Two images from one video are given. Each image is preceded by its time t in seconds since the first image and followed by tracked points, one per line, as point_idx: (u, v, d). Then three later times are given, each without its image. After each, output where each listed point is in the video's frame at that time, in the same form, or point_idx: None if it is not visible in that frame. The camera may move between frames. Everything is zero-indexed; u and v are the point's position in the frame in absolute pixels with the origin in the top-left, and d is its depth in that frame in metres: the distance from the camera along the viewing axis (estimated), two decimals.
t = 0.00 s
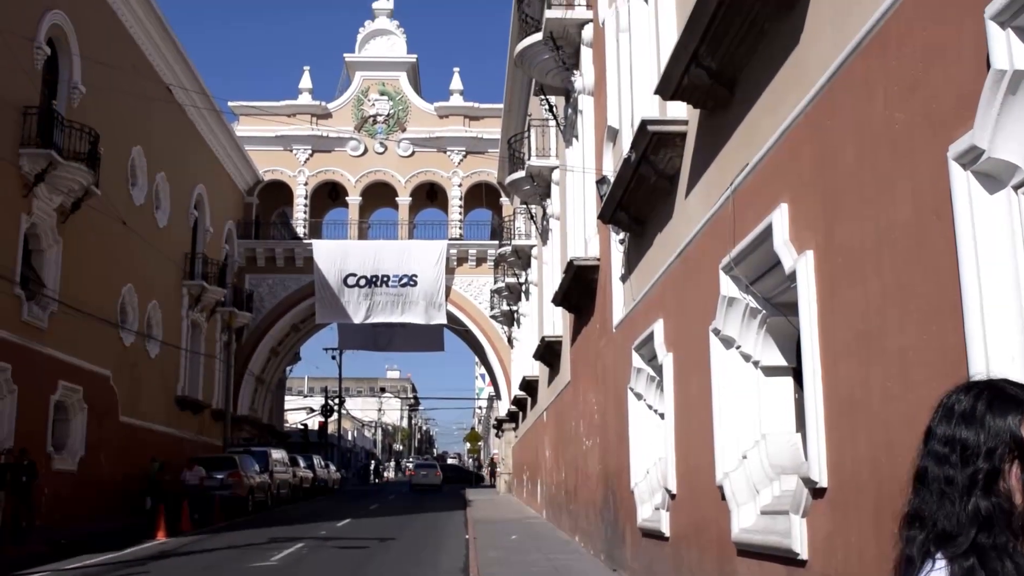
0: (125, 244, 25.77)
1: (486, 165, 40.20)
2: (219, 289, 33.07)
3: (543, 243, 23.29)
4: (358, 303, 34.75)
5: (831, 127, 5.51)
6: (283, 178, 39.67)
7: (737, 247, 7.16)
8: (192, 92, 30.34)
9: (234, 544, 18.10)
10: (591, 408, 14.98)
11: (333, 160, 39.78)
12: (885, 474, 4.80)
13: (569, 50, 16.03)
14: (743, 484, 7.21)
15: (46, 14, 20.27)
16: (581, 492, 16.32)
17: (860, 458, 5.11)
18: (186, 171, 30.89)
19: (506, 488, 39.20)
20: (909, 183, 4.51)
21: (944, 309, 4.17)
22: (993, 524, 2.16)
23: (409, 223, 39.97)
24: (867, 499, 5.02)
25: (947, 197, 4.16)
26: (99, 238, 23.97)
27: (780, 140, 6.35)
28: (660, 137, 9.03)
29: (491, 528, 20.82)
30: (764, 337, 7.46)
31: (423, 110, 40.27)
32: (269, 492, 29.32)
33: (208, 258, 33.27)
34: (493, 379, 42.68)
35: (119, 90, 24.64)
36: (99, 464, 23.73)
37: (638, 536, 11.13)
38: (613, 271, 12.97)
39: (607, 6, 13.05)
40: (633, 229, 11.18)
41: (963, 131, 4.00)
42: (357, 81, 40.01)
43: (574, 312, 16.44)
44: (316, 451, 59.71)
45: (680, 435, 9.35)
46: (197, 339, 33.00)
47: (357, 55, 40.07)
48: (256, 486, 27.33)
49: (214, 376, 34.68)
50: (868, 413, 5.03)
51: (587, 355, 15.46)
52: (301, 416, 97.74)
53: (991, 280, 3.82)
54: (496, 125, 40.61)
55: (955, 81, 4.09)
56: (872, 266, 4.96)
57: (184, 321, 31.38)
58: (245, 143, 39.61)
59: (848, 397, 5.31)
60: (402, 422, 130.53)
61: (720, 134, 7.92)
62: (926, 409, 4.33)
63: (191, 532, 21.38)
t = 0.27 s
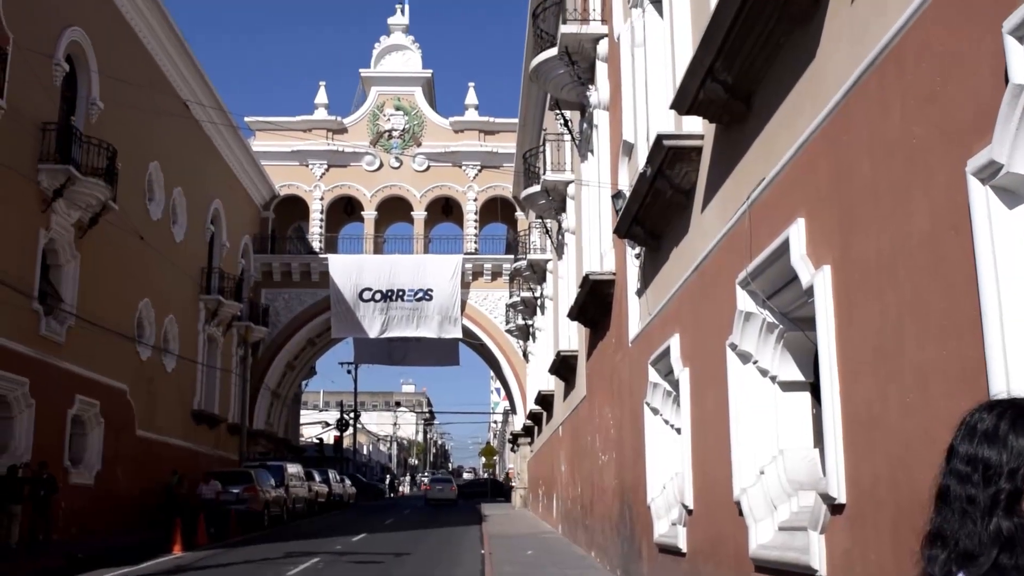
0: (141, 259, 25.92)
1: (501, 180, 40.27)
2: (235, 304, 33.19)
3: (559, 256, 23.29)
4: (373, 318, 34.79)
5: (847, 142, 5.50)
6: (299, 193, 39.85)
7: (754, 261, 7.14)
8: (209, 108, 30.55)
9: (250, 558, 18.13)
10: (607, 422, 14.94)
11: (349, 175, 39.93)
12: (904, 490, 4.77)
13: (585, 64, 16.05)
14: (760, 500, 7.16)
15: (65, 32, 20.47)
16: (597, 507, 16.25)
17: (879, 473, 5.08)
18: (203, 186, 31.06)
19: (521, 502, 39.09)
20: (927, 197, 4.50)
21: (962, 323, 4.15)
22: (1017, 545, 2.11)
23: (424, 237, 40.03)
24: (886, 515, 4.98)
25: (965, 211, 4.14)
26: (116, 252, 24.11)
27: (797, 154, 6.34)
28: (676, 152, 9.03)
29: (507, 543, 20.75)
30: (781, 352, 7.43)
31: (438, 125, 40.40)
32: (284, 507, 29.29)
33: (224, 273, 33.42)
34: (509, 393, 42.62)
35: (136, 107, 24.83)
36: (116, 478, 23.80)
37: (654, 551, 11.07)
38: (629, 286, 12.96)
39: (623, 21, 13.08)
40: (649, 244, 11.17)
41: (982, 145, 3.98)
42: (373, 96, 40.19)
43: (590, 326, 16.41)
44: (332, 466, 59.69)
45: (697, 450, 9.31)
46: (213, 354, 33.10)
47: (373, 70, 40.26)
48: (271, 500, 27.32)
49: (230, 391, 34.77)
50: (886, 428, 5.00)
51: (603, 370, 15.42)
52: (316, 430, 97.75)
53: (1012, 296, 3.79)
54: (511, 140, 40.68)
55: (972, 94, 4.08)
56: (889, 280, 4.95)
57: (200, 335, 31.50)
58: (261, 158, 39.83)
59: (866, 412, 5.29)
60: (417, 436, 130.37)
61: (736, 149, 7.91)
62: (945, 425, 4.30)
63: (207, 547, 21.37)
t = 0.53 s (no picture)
0: (154, 274, 26.05)
1: (512, 195, 40.34)
2: (247, 319, 33.27)
3: (570, 271, 23.30)
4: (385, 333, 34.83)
5: (860, 156, 5.49)
6: (311, 209, 40.00)
7: (766, 277, 7.13)
8: (222, 124, 30.75)
9: (262, 573, 18.08)
10: (619, 437, 14.90)
11: (360, 190, 40.06)
12: (919, 507, 4.75)
13: (596, 80, 16.08)
14: (774, 516, 7.11)
15: (78, 48, 20.63)
16: (609, 522, 16.20)
17: (894, 491, 5.04)
18: (215, 202, 31.21)
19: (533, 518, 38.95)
20: (940, 214, 4.48)
21: (977, 339, 4.13)
22: None
23: (435, 252, 40.09)
24: (901, 532, 4.95)
25: (979, 227, 4.12)
26: (129, 267, 24.21)
27: (809, 170, 6.34)
28: (688, 167, 9.03)
29: (519, 558, 20.70)
30: (794, 367, 7.40)
31: (450, 141, 40.52)
32: (296, 522, 29.26)
33: (237, 288, 33.53)
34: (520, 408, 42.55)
35: (150, 123, 24.99)
36: (128, 493, 23.85)
37: (667, 566, 11.02)
38: (641, 300, 12.94)
39: (634, 36, 13.12)
40: (661, 259, 11.16)
41: (996, 160, 3.97)
42: (384, 112, 40.35)
43: (601, 341, 16.39)
44: (344, 481, 59.72)
45: (709, 465, 9.26)
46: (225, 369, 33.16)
47: (384, 86, 40.44)
48: (283, 515, 27.31)
49: (242, 406, 34.82)
50: (901, 445, 4.97)
51: (615, 385, 15.38)
52: (327, 445, 97.79)
53: None
54: (522, 155, 40.77)
55: (985, 109, 4.07)
56: (903, 296, 4.93)
57: (212, 350, 31.56)
58: (273, 173, 40.01)
59: (880, 427, 5.26)
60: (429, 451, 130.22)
61: (748, 163, 7.91)
62: (961, 442, 4.27)
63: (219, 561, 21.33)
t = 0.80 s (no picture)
0: (163, 289, 26.13)
1: (520, 208, 40.37)
2: (256, 333, 33.31)
3: (579, 285, 23.29)
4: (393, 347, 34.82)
5: (868, 169, 5.49)
6: (320, 223, 40.10)
7: (775, 290, 7.13)
8: (231, 139, 30.90)
9: None
10: (628, 451, 14.85)
11: (369, 204, 40.14)
12: (931, 521, 4.72)
13: (603, 94, 16.12)
14: (785, 530, 7.08)
15: (88, 64, 20.75)
16: (618, 535, 16.14)
17: (906, 504, 5.01)
18: (224, 216, 31.30)
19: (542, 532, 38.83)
20: (950, 226, 4.47)
21: (988, 351, 4.11)
22: None
23: (444, 266, 40.11)
24: (913, 546, 4.92)
25: (989, 239, 4.12)
26: (138, 282, 24.30)
27: (817, 183, 6.35)
28: (697, 180, 9.03)
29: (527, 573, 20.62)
30: (804, 381, 7.37)
31: (458, 154, 40.58)
32: (305, 537, 29.19)
33: (245, 302, 33.58)
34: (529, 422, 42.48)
35: (159, 139, 25.11)
36: (136, 507, 23.85)
37: None
38: (650, 314, 12.93)
39: (641, 50, 13.16)
40: (670, 272, 11.15)
41: (1005, 173, 3.96)
42: (392, 126, 40.45)
43: (610, 355, 16.36)
44: (352, 495, 59.60)
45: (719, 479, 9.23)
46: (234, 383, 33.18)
47: (392, 101, 40.58)
48: (292, 530, 27.32)
49: (250, 420, 34.82)
50: (912, 459, 4.95)
51: (624, 398, 15.34)
52: (335, 459, 97.70)
53: None
54: (530, 168, 40.81)
55: (993, 122, 4.07)
56: (912, 308, 4.92)
57: (221, 364, 31.60)
58: (282, 188, 40.14)
59: (890, 441, 5.24)
60: (437, 464, 129.94)
61: (756, 177, 7.92)
62: (973, 455, 4.25)
63: None
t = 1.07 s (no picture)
0: (176, 299, 26.22)
1: (531, 217, 40.37)
2: (268, 343, 33.37)
3: (591, 294, 23.26)
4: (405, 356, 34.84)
5: (880, 177, 5.48)
6: (332, 233, 40.22)
7: (788, 298, 7.13)
8: (243, 150, 31.04)
9: None
10: (641, 460, 14.81)
11: (380, 214, 40.23)
12: (946, 531, 4.70)
13: (614, 102, 16.13)
14: (799, 540, 7.05)
15: (100, 75, 20.86)
16: (631, 545, 16.08)
17: (921, 513, 4.99)
18: (235, 226, 31.40)
19: (555, 541, 38.73)
20: (964, 235, 4.45)
21: (1002, 361, 4.10)
22: None
23: (455, 275, 40.13)
24: (928, 556, 4.89)
25: (1002, 247, 4.10)
26: (152, 292, 24.40)
27: (829, 191, 6.34)
28: (709, 188, 9.02)
29: None
30: (817, 389, 7.35)
31: (469, 164, 40.62)
32: (318, 546, 29.15)
33: (257, 312, 33.67)
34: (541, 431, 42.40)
35: (171, 150, 25.24)
36: (149, 516, 23.88)
37: None
38: (662, 322, 12.90)
39: (652, 58, 13.17)
40: (682, 280, 11.14)
41: (1019, 179, 3.95)
42: (403, 136, 40.54)
43: (623, 364, 16.33)
44: (364, 504, 59.62)
45: (732, 489, 9.20)
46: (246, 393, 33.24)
47: (403, 110, 40.68)
48: (304, 539, 27.29)
49: (263, 430, 34.90)
50: (927, 469, 4.92)
51: (637, 408, 15.31)
52: (348, 469, 97.78)
53: None
54: (541, 177, 40.81)
55: (1007, 127, 4.05)
56: (926, 316, 4.91)
57: (233, 373, 31.65)
58: (294, 198, 40.29)
59: (905, 450, 5.21)
60: (449, 474, 129.79)
61: (768, 185, 7.90)
62: (990, 464, 4.22)
63: None
